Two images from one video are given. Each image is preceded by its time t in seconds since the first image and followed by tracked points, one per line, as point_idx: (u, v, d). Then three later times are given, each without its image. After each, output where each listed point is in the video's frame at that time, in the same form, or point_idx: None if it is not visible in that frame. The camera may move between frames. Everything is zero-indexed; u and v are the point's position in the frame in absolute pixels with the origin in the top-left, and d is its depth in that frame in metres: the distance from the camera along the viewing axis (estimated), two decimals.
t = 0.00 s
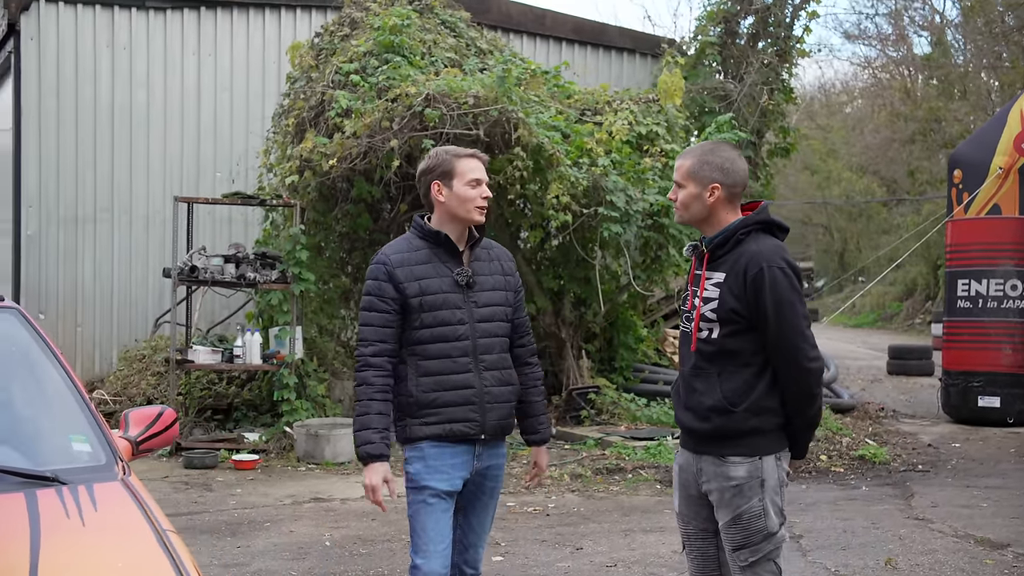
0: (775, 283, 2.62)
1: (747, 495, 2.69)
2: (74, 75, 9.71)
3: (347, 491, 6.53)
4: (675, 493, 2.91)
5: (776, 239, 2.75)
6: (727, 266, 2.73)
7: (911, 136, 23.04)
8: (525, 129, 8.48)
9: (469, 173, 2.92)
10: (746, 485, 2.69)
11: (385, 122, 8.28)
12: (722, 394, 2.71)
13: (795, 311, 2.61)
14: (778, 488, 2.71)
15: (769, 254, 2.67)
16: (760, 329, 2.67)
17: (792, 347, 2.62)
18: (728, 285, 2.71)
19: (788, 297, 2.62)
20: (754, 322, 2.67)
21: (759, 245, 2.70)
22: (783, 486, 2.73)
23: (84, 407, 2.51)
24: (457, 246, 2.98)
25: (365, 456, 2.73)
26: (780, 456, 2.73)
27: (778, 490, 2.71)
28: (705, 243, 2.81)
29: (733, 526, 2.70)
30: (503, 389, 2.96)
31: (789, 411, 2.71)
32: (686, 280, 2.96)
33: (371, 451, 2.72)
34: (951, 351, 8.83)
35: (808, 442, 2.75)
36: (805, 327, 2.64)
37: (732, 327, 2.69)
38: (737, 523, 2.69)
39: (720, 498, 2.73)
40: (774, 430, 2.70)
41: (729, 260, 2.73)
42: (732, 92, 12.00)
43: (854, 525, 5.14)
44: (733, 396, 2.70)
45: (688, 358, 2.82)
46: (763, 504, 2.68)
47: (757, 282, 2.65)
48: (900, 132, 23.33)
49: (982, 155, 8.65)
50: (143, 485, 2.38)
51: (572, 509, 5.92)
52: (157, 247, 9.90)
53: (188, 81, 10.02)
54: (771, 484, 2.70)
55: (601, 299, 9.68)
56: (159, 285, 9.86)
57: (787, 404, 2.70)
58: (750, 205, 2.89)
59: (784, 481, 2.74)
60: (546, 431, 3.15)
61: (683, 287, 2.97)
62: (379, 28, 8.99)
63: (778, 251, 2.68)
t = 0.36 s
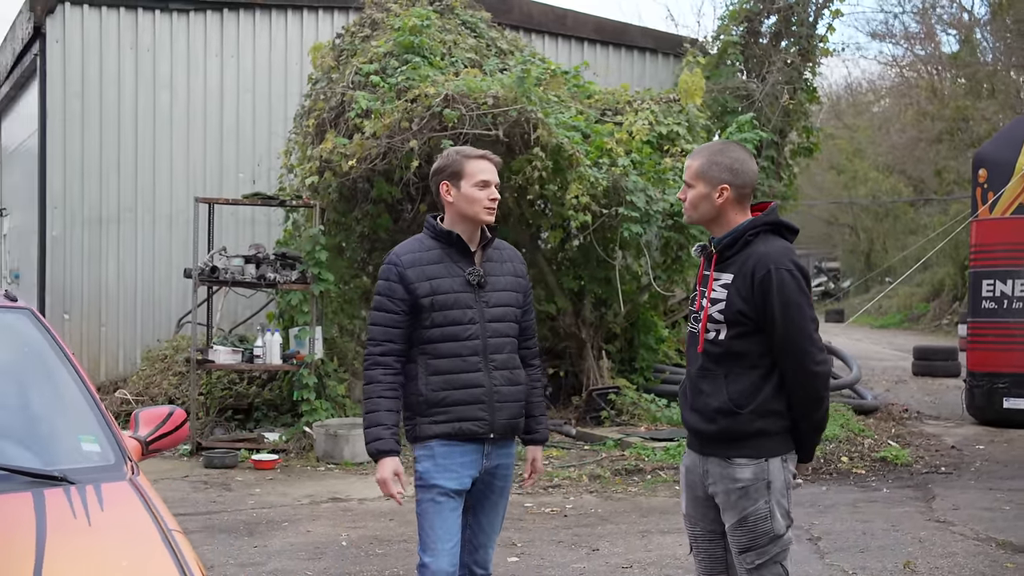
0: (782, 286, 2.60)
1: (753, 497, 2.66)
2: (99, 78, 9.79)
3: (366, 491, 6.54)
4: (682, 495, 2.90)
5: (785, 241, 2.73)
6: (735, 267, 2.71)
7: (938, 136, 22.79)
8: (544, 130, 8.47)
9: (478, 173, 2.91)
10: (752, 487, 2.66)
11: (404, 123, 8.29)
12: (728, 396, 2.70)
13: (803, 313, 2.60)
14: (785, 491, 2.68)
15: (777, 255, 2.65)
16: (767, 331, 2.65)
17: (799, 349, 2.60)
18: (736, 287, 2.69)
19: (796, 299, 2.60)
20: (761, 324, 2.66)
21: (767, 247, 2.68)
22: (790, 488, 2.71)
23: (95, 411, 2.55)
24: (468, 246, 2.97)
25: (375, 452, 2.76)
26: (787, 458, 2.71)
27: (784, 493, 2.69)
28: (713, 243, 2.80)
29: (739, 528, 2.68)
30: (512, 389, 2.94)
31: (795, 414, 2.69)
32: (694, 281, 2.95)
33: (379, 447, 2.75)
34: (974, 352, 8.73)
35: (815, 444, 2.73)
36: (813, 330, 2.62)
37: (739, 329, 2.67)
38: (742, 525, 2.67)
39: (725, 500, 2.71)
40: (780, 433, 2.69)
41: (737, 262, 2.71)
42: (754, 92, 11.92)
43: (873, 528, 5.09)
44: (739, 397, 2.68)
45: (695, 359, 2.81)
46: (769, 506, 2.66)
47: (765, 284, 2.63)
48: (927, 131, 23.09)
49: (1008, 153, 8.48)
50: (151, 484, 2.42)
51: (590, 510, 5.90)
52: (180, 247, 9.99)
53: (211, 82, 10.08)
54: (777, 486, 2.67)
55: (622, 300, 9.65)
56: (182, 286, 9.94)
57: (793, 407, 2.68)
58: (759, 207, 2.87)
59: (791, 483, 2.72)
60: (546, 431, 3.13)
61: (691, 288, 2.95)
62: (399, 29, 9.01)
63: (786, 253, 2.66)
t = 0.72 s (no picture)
0: (790, 285, 2.59)
1: (760, 498, 2.65)
2: (120, 79, 9.85)
3: (382, 490, 6.55)
4: (690, 495, 2.88)
5: (792, 240, 2.72)
6: (742, 266, 2.70)
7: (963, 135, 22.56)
8: (562, 129, 8.45)
9: (477, 173, 2.89)
10: (759, 488, 2.65)
11: (422, 123, 8.30)
12: (735, 396, 2.68)
13: (810, 312, 2.58)
14: (792, 491, 2.66)
15: (784, 255, 2.63)
16: (774, 330, 2.63)
17: (807, 348, 2.58)
18: (743, 286, 2.68)
19: (803, 298, 2.58)
20: (768, 323, 2.63)
21: (774, 245, 2.66)
22: (798, 488, 2.69)
23: (106, 411, 2.57)
24: (473, 245, 2.96)
25: (416, 436, 2.71)
26: (795, 458, 2.69)
27: (792, 493, 2.67)
28: (721, 243, 2.78)
29: (746, 529, 2.66)
30: (517, 387, 2.93)
31: (802, 413, 2.67)
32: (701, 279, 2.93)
33: (421, 429, 2.69)
34: (998, 353, 8.64)
35: (823, 445, 2.70)
36: (820, 329, 2.60)
37: (746, 328, 2.66)
38: (749, 526, 2.66)
39: (732, 500, 2.69)
40: (787, 433, 2.66)
41: (744, 260, 2.70)
42: (775, 91, 11.84)
43: (892, 529, 5.04)
44: (746, 397, 2.66)
45: (701, 358, 2.79)
46: (776, 506, 2.64)
47: (772, 283, 2.61)
48: (952, 130, 22.86)
49: None
50: (158, 483, 2.43)
51: (606, 510, 5.87)
52: (201, 247, 10.05)
53: (231, 83, 10.14)
54: (785, 487, 2.65)
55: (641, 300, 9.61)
56: (202, 286, 10.01)
57: (800, 407, 2.66)
58: (766, 205, 2.85)
59: (799, 484, 2.69)
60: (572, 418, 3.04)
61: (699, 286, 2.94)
62: (418, 29, 9.01)
63: (793, 252, 2.64)
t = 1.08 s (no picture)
0: (788, 286, 2.57)
1: (760, 500, 2.63)
2: (131, 79, 9.87)
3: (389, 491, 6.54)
4: (690, 497, 2.86)
5: (791, 240, 2.70)
6: (741, 267, 2.68)
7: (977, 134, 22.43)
8: (571, 129, 8.43)
9: (478, 173, 2.87)
10: (758, 490, 2.63)
11: (430, 122, 8.30)
12: (733, 397, 2.66)
13: (809, 312, 2.56)
14: (792, 493, 2.64)
15: (783, 255, 2.61)
16: (773, 331, 2.61)
17: (806, 349, 2.56)
18: (742, 287, 2.66)
19: (802, 299, 2.57)
20: (767, 324, 2.62)
21: (773, 245, 2.65)
22: (797, 490, 2.67)
23: (107, 413, 2.57)
24: (471, 247, 2.94)
25: (376, 453, 2.75)
26: (794, 460, 2.66)
27: (792, 495, 2.64)
28: (719, 243, 2.76)
29: (745, 531, 2.64)
30: (514, 390, 2.91)
31: (802, 415, 2.65)
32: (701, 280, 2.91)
33: (380, 448, 2.74)
34: (1009, 354, 8.58)
35: (824, 447, 2.68)
36: (819, 330, 2.58)
37: (745, 329, 2.64)
38: (749, 528, 2.64)
39: (731, 502, 2.67)
40: (787, 434, 2.64)
41: (743, 261, 2.68)
42: (786, 90, 11.79)
43: (901, 531, 5.00)
44: (745, 399, 2.64)
45: (700, 359, 2.78)
46: (775, 509, 2.62)
47: (770, 284, 2.60)
48: (966, 129, 22.73)
49: None
50: (157, 485, 2.43)
51: (613, 511, 5.85)
52: (211, 247, 10.07)
53: (242, 83, 10.16)
54: (785, 489, 2.63)
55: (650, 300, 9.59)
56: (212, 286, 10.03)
57: (800, 408, 2.64)
58: (765, 205, 2.83)
59: (799, 486, 2.67)
60: (564, 435, 3.04)
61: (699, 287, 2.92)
62: (427, 28, 9.00)
63: (792, 252, 2.63)
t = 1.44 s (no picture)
0: (781, 286, 2.55)
1: (753, 503, 2.61)
2: (134, 79, 9.86)
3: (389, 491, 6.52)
4: (684, 500, 2.85)
5: (785, 239, 2.67)
6: (734, 267, 2.66)
7: (984, 133, 22.35)
8: (573, 129, 8.41)
9: (473, 173, 2.86)
10: (752, 492, 2.61)
11: (431, 122, 8.27)
12: (727, 399, 2.64)
13: (802, 313, 2.54)
14: (785, 496, 2.63)
15: (776, 255, 2.59)
16: (766, 332, 2.59)
17: (799, 351, 2.54)
18: (735, 287, 2.64)
19: (795, 299, 2.55)
20: (759, 325, 2.60)
21: (766, 246, 2.62)
22: (792, 493, 2.65)
23: (97, 417, 2.62)
24: (462, 247, 2.91)
25: (374, 453, 2.72)
26: (789, 463, 2.65)
27: (786, 498, 2.63)
28: (713, 243, 2.73)
29: (739, 534, 2.63)
30: (506, 393, 2.89)
31: (796, 418, 2.62)
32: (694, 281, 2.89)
33: (377, 448, 2.70)
34: (1014, 355, 8.51)
35: (819, 449, 2.66)
36: (812, 332, 2.56)
37: (738, 331, 2.62)
38: (742, 531, 2.62)
39: (725, 505, 2.66)
40: (781, 437, 2.63)
41: (736, 261, 2.66)
42: (790, 90, 11.74)
43: (902, 532, 4.98)
44: (738, 401, 2.62)
45: (694, 361, 2.76)
46: (769, 512, 2.61)
47: (763, 284, 2.58)
48: (972, 129, 22.65)
49: None
50: (145, 487, 2.45)
51: (613, 512, 5.83)
52: (213, 247, 10.06)
53: (245, 83, 10.14)
54: (778, 492, 2.62)
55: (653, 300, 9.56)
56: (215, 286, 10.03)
57: (794, 410, 2.61)
58: (759, 205, 2.81)
59: (793, 489, 2.66)
60: (553, 437, 3.03)
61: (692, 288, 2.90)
62: (428, 28, 8.97)
63: (786, 253, 2.60)
